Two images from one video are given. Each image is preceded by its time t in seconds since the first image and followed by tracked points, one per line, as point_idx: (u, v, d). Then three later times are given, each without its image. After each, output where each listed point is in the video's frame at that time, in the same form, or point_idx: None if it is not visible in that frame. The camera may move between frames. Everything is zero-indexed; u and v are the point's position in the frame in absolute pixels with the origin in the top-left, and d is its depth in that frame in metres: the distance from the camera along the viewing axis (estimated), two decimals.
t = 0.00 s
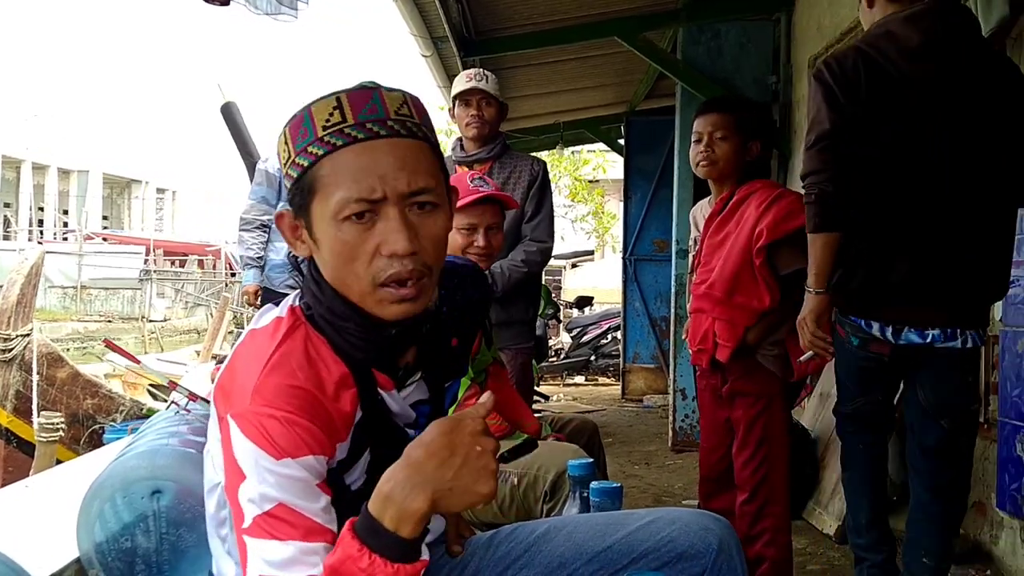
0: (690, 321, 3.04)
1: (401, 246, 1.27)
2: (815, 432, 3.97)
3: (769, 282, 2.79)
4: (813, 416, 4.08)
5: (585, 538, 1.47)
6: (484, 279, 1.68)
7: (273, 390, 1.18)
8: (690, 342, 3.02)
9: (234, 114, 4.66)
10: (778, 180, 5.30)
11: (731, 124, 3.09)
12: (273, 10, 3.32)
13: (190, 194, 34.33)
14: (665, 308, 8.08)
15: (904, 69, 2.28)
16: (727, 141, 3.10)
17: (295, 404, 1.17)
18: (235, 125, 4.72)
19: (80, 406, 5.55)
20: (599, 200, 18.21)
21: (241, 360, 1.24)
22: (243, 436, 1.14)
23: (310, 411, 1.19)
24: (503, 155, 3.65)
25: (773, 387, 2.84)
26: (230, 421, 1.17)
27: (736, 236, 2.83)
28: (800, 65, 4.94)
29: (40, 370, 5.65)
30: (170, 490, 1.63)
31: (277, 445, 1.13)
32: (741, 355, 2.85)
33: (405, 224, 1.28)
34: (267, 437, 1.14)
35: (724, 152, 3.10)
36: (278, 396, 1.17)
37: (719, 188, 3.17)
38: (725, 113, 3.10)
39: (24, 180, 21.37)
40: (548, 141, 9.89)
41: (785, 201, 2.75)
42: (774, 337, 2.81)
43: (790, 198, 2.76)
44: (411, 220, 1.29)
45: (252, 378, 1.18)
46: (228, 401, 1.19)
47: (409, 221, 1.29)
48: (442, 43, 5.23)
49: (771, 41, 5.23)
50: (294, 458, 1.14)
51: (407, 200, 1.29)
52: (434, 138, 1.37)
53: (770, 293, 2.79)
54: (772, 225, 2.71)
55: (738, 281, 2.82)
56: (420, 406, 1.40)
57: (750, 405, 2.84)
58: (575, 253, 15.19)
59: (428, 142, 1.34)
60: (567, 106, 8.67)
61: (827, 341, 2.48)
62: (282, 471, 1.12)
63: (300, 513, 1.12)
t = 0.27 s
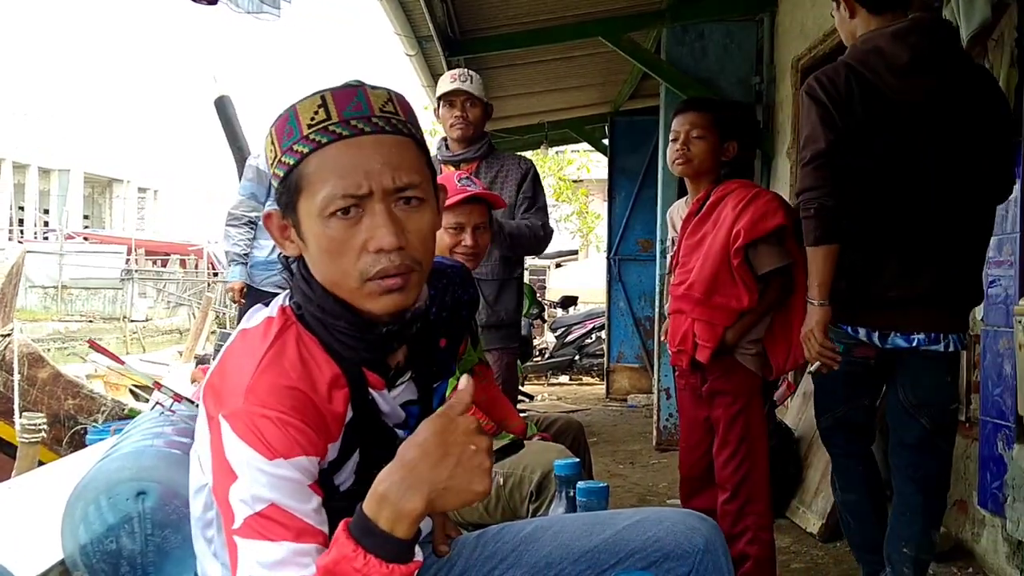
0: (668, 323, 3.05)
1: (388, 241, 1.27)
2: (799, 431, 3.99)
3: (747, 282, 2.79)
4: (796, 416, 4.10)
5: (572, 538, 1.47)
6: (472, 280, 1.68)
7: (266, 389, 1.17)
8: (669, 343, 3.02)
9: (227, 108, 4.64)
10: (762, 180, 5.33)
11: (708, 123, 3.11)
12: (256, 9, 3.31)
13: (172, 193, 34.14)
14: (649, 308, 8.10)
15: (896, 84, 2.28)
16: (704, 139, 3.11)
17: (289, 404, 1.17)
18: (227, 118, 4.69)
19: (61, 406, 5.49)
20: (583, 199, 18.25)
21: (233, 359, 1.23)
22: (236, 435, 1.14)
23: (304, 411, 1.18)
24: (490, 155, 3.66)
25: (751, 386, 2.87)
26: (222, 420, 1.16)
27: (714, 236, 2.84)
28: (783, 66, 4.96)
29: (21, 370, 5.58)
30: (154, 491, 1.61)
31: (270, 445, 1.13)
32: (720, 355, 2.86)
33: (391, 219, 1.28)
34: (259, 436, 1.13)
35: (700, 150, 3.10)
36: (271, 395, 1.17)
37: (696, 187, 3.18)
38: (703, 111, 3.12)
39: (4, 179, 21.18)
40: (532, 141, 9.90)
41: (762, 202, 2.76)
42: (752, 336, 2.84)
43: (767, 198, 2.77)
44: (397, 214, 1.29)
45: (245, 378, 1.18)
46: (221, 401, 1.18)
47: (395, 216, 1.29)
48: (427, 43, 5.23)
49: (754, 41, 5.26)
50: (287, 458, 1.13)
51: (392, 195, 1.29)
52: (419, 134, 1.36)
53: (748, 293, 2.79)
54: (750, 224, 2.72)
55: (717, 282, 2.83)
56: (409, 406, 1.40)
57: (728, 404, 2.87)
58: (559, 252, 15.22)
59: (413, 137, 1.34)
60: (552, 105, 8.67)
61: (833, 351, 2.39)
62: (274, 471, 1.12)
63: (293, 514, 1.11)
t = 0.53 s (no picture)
0: (652, 323, 3.04)
1: (370, 234, 1.26)
2: (786, 430, 4.00)
3: (731, 282, 2.79)
4: (783, 415, 4.12)
5: (564, 537, 1.47)
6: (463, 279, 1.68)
7: (251, 387, 1.17)
8: (654, 344, 3.01)
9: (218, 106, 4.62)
10: (749, 180, 5.35)
11: (689, 124, 3.12)
12: (245, 7, 3.31)
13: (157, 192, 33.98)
14: (637, 308, 8.10)
15: (901, 80, 2.30)
16: (684, 139, 3.12)
17: (273, 402, 1.16)
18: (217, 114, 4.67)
19: (46, 406, 5.36)
20: (570, 200, 18.28)
21: (219, 357, 1.23)
22: (221, 432, 1.14)
23: (290, 409, 1.18)
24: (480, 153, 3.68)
25: (735, 384, 2.88)
26: (207, 418, 1.16)
27: (698, 235, 2.85)
28: (770, 66, 4.99)
29: (5, 370, 5.41)
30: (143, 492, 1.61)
31: (254, 443, 1.13)
32: (705, 354, 2.87)
33: (375, 214, 1.27)
34: (244, 434, 1.13)
35: (681, 151, 3.11)
36: (256, 392, 1.16)
37: (676, 188, 3.19)
38: (683, 112, 3.13)
39: None
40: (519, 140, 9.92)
41: (745, 201, 2.77)
42: (736, 334, 2.85)
43: (750, 198, 2.77)
44: (381, 209, 1.28)
45: (230, 375, 1.18)
46: (206, 399, 1.18)
47: (379, 210, 1.28)
48: (416, 42, 5.23)
49: (742, 42, 5.28)
50: (271, 454, 1.13)
51: (375, 190, 1.28)
52: (405, 130, 1.35)
53: (732, 292, 2.79)
54: (734, 224, 2.73)
55: (701, 282, 2.83)
56: (398, 406, 1.40)
57: (714, 402, 2.87)
58: (547, 252, 15.23)
59: (398, 134, 1.33)
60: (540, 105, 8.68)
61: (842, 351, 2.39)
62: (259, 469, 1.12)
63: (278, 510, 1.11)
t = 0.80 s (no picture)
0: (639, 322, 3.05)
1: (351, 236, 1.25)
2: (775, 429, 4.02)
3: (716, 280, 2.80)
4: (772, 413, 4.13)
5: (554, 534, 1.48)
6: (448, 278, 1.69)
7: (216, 368, 1.20)
8: (640, 343, 3.02)
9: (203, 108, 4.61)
10: (739, 180, 5.37)
11: (671, 124, 3.12)
12: (236, 6, 3.32)
13: (147, 192, 33.83)
14: (627, 308, 8.10)
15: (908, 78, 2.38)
16: (667, 140, 3.13)
17: (241, 380, 1.20)
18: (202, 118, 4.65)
19: (34, 406, 5.15)
20: (561, 199, 18.29)
21: (193, 341, 1.27)
22: (189, 412, 1.18)
23: (258, 386, 1.21)
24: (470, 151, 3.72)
25: (721, 382, 2.89)
26: (178, 399, 1.20)
27: (682, 234, 2.87)
28: (760, 65, 5.01)
29: None
30: (134, 489, 1.61)
31: (221, 419, 1.16)
32: (690, 352, 2.88)
33: (357, 215, 1.26)
34: (211, 412, 1.16)
35: (663, 152, 3.12)
36: (223, 371, 1.20)
37: (659, 188, 3.19)
38: (664, 112, 3.12)
39: None
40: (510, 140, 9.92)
41: (727, 200, 2.78)
42: (722, 332, 2.86)
43: (733, 196, 2.79)
44: (364, 211, 1.27)
45: (199, 357, 1.22)
46: (178, 380, 1.22)
47: (361, 212, 1.27)
48: (405, 42, 5.23)
49: (731, 42, 5.31)
50: (239, 429, 1.16)
51: (359, 191, 1.27)
52: (392, 133, 1.34)
53: (717, 290, 2.81)
54: (718, 221, 2.75)
55: (686, 281, 2.84)
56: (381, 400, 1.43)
57: (701, 399, 2.88)
58: (538, 252, 15.23)
59: (385, 135, 1.32)
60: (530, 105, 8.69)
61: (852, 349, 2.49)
62: (228, 442, 1.15)
63: (251, 479, 1.14)
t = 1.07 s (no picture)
0: (627, 320, 3.06)
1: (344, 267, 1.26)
2: (766, 427, 4.03)
3: (703, 279, 2.82)
4: (764, 412, 4.14)
5: (546, 531, 1.48)
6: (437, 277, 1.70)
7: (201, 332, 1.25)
8: (628, 341, 3.03)
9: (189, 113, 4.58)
10: (731, 179, 5.39)
11: (660, 125, 3.12)
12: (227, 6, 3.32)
13: (138, 191, 33.73)
14: (620, 307, 8.11)
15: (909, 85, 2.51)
16: (654, 141, 3.13)
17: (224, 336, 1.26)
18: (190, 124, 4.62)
19: (25, 405, 5.08)
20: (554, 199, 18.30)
21: (173, 320, 1.32)
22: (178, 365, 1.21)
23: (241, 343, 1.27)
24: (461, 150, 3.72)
25: (711, 381, 2.89)
26: (160, 362, 1.24)
27: (670, 231, 2.88)
28: (751, 65, 5.02)
29: None
30: (125, 487, 1.62)
31: (210, 365, 1.22)
32: (678, 350, 2.89)
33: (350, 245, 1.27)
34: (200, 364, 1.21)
35: (651, 154, 3.12)
36: (207, 331, 1.26)
37: (651, 188, 3.20)
38: (653, 113, 3.12)
39: None
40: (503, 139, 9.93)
41: (714, 199, 2.80)
42: (712, 332, 2.87)
43: (720, 195, 2.81)
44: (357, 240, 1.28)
45: (182, 322, 1.27)
46: (161, 347, 1.26)
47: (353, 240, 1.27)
48: (398, 41, 5.23)
49: (723, 42, 5.33)
50: (228, 374, 1.22)
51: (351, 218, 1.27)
52: (381, 152, 1.33)
53: (703, 288, 2.82)
54: (706, 217, 2.77)
55: (674, 279, 2.86)
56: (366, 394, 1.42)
57: (691, 399, 2.88)
58: (530, 251, 15.24)
59: (376, 156, 1.31)
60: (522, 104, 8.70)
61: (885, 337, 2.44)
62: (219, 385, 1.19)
63: (242, 416, 1.18)
